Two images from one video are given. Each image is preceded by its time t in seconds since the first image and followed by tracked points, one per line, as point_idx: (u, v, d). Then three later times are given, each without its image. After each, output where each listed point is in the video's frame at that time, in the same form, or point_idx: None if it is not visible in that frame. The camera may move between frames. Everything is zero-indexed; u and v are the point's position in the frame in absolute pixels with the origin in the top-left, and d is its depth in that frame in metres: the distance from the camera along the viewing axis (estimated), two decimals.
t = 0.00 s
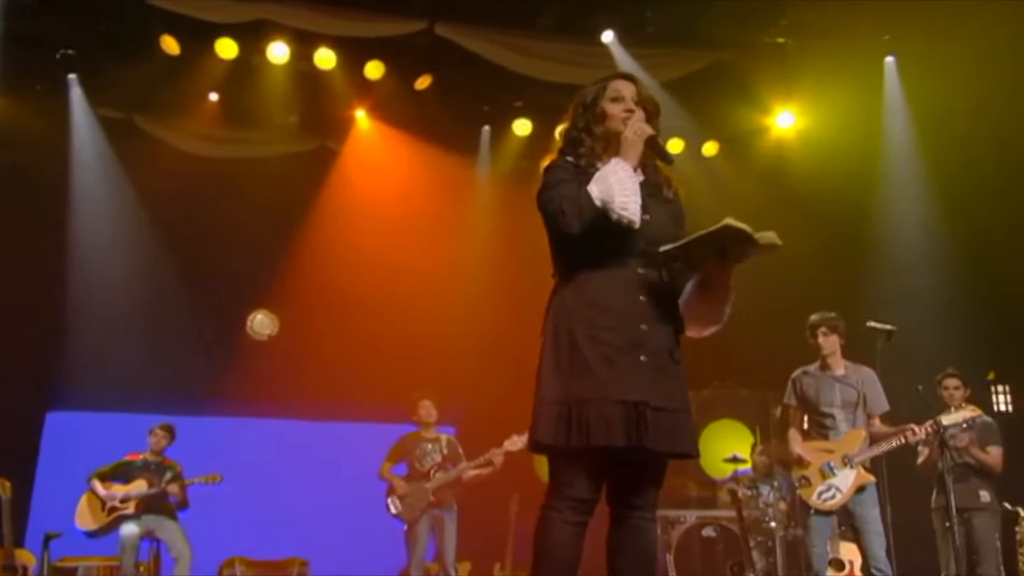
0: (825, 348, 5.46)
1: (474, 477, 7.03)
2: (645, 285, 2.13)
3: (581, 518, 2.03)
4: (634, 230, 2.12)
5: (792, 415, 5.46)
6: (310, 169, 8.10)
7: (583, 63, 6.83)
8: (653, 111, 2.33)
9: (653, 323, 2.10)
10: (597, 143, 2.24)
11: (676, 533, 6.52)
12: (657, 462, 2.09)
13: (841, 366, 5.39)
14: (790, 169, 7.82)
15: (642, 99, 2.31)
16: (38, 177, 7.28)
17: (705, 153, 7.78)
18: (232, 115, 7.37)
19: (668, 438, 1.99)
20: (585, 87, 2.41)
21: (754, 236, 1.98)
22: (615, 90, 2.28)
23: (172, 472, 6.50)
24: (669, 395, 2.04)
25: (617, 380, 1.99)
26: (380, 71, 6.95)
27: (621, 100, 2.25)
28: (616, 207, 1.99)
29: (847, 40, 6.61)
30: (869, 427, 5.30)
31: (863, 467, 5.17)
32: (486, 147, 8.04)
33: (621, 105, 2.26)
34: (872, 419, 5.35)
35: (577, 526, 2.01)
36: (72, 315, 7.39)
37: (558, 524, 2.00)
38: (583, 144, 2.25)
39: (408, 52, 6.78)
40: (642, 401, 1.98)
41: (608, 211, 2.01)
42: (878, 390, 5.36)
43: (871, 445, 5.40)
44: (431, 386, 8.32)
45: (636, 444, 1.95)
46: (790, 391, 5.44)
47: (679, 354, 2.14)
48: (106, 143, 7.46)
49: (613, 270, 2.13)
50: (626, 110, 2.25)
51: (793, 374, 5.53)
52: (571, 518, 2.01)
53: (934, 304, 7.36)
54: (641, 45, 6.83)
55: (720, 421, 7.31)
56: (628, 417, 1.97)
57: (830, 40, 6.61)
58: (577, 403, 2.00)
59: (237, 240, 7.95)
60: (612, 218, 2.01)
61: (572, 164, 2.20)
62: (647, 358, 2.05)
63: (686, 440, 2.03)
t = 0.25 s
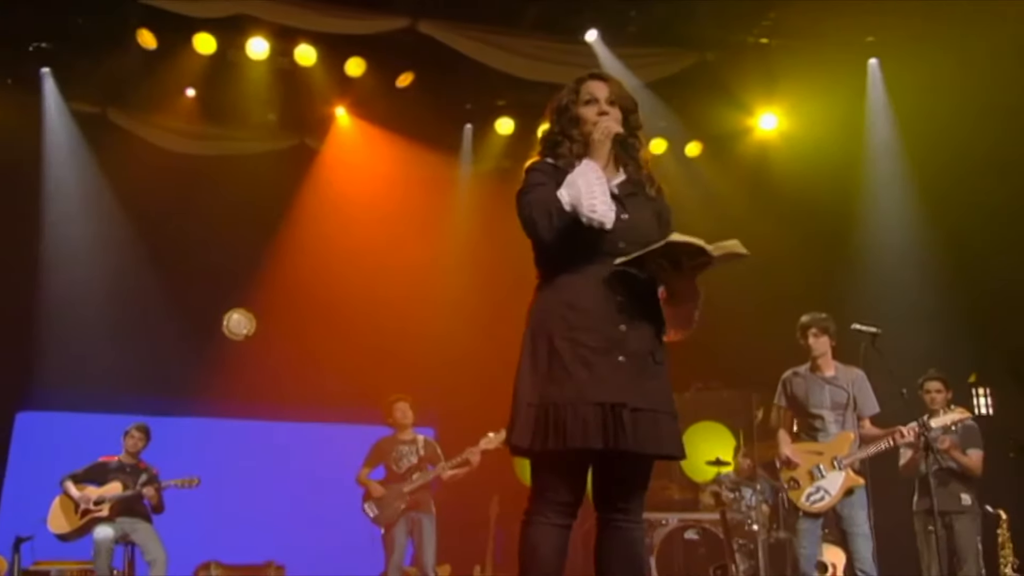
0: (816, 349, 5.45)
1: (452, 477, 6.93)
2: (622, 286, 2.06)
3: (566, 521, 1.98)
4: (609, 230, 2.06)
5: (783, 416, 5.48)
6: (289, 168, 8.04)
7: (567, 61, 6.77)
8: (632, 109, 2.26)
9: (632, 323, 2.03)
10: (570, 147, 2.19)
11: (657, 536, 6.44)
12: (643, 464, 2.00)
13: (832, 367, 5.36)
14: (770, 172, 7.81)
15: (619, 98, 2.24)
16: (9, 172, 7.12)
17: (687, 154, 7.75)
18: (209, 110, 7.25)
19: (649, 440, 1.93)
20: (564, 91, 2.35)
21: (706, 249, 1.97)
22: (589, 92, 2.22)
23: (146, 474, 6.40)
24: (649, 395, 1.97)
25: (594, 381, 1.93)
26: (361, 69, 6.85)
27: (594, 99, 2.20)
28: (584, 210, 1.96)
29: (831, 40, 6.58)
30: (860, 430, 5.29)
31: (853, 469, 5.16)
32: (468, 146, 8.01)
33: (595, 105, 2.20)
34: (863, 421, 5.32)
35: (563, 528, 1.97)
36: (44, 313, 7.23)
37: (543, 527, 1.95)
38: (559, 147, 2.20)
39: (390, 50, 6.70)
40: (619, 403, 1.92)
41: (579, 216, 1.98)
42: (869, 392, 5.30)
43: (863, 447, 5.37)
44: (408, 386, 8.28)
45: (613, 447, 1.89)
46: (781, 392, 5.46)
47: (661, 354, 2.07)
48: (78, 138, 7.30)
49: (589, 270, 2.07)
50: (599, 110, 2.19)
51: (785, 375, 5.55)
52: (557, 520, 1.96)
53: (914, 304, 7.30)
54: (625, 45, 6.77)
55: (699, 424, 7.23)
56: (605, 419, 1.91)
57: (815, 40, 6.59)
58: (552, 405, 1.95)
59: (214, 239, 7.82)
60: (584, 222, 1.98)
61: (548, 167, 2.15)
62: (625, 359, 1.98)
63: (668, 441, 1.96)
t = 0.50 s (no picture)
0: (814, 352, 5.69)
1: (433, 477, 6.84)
2: (605, 286, 2.04)
3: (557, 524, 1.97)
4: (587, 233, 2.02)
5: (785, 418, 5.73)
6: (272, 163, 7.91)
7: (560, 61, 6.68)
8: (617, 109, 2.24)
9: (615, 323, 2.01)
10: (552, 149, 2.20)
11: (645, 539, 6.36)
12: (639, 467, 1.97)
13: (831, 370, 5.64)
14: (759, 171, 7.77)
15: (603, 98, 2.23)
16: None
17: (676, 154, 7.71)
18: (192, 106, 7.13)
19: (637, 441, 1.89)
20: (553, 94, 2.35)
21: (675, 238, 1.98)
22: (572, 93, 2.23)
23: (127, 476, 6.29)
24: (637, 396, 1.94)
25: (576, 384, 1.93)
26: (347, 65, 6.75)
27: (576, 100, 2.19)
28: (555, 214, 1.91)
29: (822, 40, 6.54)
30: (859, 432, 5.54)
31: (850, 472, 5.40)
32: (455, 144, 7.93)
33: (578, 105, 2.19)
34: (862, 422, 5.57)
35: (555, 532, 1.96)
36: (20, 313, 7.08)
37: (535, 532, 1.95)
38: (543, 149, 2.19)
39: (376, 46, 6.60)
40: (601, 405, 1.90)
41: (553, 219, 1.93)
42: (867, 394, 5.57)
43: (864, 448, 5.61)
44: (393, 386, 8.22)
45: (596, 450, 1.88)
46: (781, 394, 5.73)
47: (649, 353, 2.04)
48: (57, 134, 7.16)
49: (569, 271, 2.06)
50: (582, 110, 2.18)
51: (785, 377, 5.81)
52: (549, 524, 1.96)
53: (902, 305, 7.27)
54: (615, 43, 6.70)
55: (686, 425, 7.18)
56: (587, 422, 1.91)
57: (805, 40, 6.54)
58: (536, 409, 1.94)
59: (196, 237, 7.70)
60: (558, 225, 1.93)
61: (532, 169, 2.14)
62: (609, 360, 1.97)
63: (659, 441, 1.93)
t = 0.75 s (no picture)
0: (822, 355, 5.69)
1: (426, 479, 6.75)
2: (601, 288, 2.03)
3: (561, 527, 1.96)
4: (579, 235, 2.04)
5: (794, 422, 5.75)
6: (267, 161, 7.86)
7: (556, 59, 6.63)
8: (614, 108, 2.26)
9: (612, 325, 2.00)
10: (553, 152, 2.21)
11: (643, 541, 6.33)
12: (640, 469, 1.95)
13: (840, 372, 5.63)
14: (756, 170, 7.68)
15: (600, 98, 2.25)
16: None
17: (674, 153, 7.61)
18: (184, 102, 7.03)
19: (633, 446, 1.88)
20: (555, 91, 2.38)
21: (666, 239, 1.93)
22: (568, 94, 2.24)
23: (119, 477, 6.20)
24: (635, 398, 1.93)
25: (572, 389, 1.92)
26: (341, 62, 6.66)
27: (570, 102, 2.22)
28: (546, 216, 1.96)
29: (821, 40, 6.49)
30: (869, 434, 5.52)
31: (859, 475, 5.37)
32: (450, 141, 7.83)
33: (572, 107, 2.22)
34: (873, 424, 5.54)
35: (559, 534, 1.94)
36: (12, 310, 7.04)
37: (540, 534, 1.93)
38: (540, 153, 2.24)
39: (371, 44, 6.52)
40: (597, 409, 1.89)
41: (544, 222, 1.98)
42: (877, 396, 5.55)
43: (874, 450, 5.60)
44: (387, 386, 8.14)
45: (592, 456, 1.87)
46: (789, 398, 5.75)
47: (649, 355, 2.01)
48: (48, 131, 7.07)
49: (563, 274, 2.05)
50: (575, 112, 2.21)
51: (793, 381, 5.82)
52: (552, 526, 1.94)
53: (901, 305, 7.25)
54: (612, 41, 6.62)
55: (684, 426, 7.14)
56: (584, 426, 1.89)
57: (804, 40, 6.48)
58: (532, 413, 1.94)
59: (188, 236, 7.60)
60: (549, 227, 1.97)
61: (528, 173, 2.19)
62: (606, 364, 1.95)
63: (657, 444, 1.91)
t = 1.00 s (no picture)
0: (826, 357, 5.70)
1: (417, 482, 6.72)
2: (597, 293, 2.08)
3: (562, 529, 2.01)
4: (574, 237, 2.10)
5: (800, 424, 5.79)
6: (256, 160, 7.70)
7: (544, 57, 6.53)
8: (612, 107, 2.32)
9: (608, 329, 2.06)
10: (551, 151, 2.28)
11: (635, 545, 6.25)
12: (638, 470, 2.00)
13: (844, 374, 5.64)
14: (754, 170, 7.62)
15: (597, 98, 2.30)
16: None
17: (668, 152, 7.51)
18: (171, 98, 6.91)
19: (629, 448, 1.93)
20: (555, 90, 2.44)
21: (661, 243, 1.97)
22: (565, 95, 2.31)
23: (105, 480, 6.07)
24: (631, 400, 1.98)
25: (569, 394, 1.97)
26: (332, 59, 6.56)
27: (567, 104, 2.28)
28: (538, 218, 2.02)
29: (817, 40, 6.42)
30: (873, 436, 5.52)
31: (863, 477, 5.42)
32: (442, 141, 7.70)
33: (569, 109, 2.29)
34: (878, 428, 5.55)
35: (561, 538, 2.00)
36: None
37: (541, 539, 1.98)
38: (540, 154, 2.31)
39: (361, 41, 6.42)
40: (594, 413, 1.95)
41: (538, 224, 2.04)
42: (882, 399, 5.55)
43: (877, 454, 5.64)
44: (383, 386, 8.16)
45: (588, 460, 1.93)
46: (794, 401, 5.77)
47: (645, 356, 2.06)
48: (34, 129, 6.95)
49: (561, 280, 2.10)
50: (572, 113, 2.27)
51: (797, 384, 5.85)
52: (555, 529, 2.00)
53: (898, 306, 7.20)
54: (605, 39, 6.53)
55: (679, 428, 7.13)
56: (581, 430, 1.95)
57: (801, 40, 6.41)
58: (530, 417, 2.00)
59: (175, 235, 7.50)
60: (542, 230, 2.03)
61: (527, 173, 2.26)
62: (603, 367, 2.01)
63: (654, 444, 1.96)
